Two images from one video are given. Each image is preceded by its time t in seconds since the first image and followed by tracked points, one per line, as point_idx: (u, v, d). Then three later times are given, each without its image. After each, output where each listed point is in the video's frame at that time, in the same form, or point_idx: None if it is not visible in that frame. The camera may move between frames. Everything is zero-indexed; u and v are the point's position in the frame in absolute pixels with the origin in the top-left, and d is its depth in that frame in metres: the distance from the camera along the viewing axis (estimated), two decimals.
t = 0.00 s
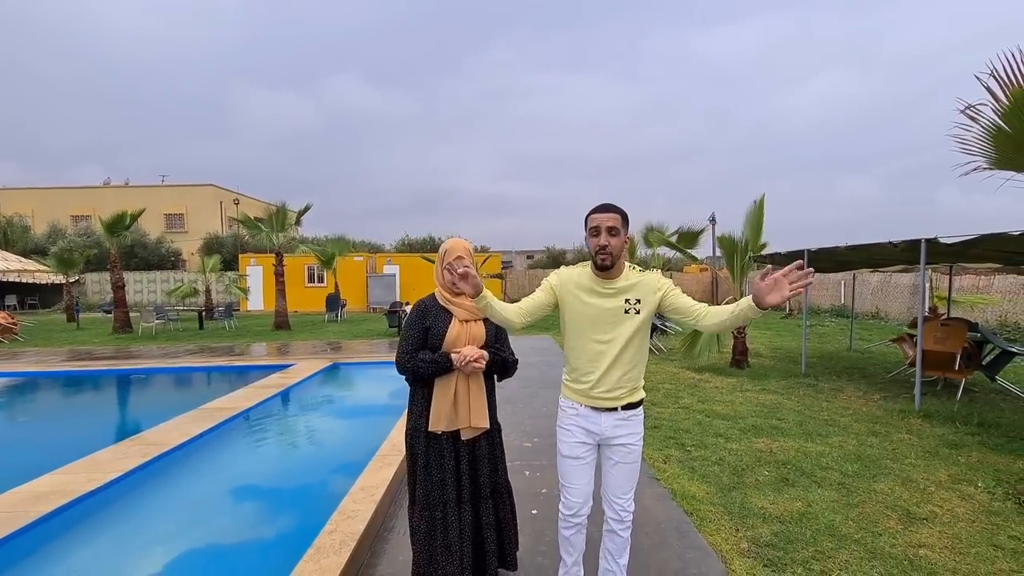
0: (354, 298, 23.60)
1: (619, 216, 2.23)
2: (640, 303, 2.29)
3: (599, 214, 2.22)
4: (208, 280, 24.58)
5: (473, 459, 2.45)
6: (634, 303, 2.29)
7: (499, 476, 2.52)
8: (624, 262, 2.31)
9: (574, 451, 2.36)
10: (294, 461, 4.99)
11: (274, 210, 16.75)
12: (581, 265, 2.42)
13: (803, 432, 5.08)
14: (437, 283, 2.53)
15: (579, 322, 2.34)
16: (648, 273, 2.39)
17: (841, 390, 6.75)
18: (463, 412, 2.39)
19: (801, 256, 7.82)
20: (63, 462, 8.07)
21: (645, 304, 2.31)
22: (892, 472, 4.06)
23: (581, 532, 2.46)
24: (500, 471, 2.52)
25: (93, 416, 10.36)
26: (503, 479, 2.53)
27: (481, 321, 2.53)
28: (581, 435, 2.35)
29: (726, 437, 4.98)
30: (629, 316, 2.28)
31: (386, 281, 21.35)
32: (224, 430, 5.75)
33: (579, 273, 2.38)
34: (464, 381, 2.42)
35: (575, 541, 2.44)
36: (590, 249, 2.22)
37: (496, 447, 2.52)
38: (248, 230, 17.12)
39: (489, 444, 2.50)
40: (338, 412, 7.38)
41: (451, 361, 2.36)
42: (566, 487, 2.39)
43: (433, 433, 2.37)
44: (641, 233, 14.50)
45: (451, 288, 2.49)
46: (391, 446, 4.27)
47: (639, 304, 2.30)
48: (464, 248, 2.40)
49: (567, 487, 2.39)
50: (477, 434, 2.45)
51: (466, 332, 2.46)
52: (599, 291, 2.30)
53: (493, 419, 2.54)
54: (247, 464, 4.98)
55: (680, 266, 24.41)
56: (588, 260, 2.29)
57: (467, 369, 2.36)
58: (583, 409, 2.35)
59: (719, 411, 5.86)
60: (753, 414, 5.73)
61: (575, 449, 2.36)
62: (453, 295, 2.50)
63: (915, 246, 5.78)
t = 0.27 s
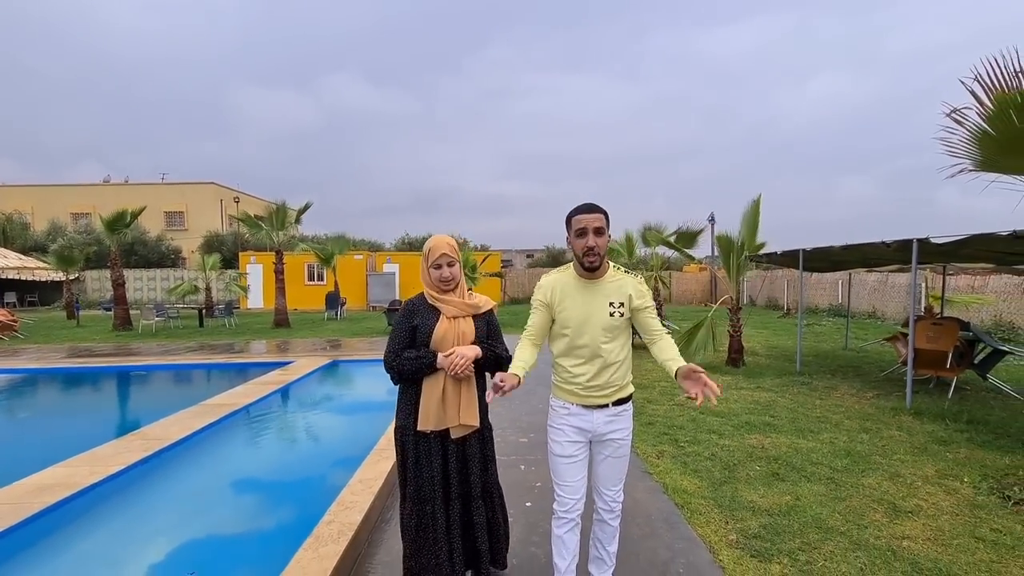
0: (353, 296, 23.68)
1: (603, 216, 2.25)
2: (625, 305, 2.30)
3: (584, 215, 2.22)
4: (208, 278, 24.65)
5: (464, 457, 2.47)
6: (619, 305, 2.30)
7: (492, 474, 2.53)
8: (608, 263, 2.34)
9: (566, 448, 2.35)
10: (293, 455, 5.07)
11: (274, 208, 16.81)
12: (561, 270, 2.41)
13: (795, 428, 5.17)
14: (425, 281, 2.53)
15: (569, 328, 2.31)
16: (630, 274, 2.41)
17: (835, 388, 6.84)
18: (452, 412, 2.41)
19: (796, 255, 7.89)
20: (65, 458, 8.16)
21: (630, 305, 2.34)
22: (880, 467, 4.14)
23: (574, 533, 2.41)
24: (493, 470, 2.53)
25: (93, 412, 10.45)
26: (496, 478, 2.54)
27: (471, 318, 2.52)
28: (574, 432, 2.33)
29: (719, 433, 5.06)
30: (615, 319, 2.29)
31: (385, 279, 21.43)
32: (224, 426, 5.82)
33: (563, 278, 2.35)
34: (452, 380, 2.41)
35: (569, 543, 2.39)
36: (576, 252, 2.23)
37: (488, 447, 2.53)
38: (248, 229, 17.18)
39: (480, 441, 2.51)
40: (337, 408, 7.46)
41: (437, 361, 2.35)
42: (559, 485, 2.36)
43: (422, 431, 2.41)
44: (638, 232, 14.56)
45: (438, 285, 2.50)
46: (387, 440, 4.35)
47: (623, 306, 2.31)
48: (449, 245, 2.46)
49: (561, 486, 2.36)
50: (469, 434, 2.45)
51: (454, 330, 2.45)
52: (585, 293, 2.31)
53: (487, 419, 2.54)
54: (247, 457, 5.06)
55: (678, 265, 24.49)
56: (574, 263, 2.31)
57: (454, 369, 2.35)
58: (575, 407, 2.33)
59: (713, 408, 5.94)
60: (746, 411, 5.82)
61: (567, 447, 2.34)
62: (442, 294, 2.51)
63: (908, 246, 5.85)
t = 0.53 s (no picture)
0: (353, 295, 23.74)
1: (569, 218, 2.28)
2: (601, 304, 2.32)
3: (551, 218, 2.26)
4: (208, 276, 24.70)
5: (452, 459, 2.39)
6: (595, 305, 2.33)
7: (480, 479, 2.42)
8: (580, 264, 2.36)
9: (551, 448, 2.38)
10: (291, 451, 5.14)
11: (274, 207, 16.86)
12: (533, 274, 2.43)
13: (788, 426, 5.24)
14: (410, 282, 2.52)
15: (548, 334, 2.34)
16: (601, 270, 2.41)
17: (829, 387, 6.90)
18: (438, 412, 2.35)
19: (792, 256, 7.96)
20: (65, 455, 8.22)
21: (606, 303, 2.35)
22: (870, 464, 4.21)
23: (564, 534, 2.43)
24: (482, 474, 2.42)
25: (93, 410, 10.50)
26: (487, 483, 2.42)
27: (456, 317, 2.49)
28: (559, 432, 2.36)
29: (713, 431, 5.12)
30: (592, 319, 2.32)
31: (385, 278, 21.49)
32: (222, 423, 5.88)
33: (536, 282, 2.38)
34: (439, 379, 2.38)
35: (559, 544, 2.40)
36: (545, 256, 2.27)
37: (478, 449, 2.42)
38: (248, 227, 17.24)
39: (469, 444, 2.42)
40: (336, 405, 7.52)
41: (421, 362, 2.34)
42: (546, 486, 2.39)
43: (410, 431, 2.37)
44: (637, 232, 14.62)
45: (423, 284, 2.48)
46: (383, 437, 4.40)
47: (599, 305, 2.34)
48: (433, 244, 2.43)
49: (547, 486, 2.39)
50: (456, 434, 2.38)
51: (439, 330, 2.44)
52: (559, 297, 2.33)
53: (477, 419, 2.45)
54: (246, 453, 5.12)
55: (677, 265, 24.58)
56: (545, 266, 2.34)
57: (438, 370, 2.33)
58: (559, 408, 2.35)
59: (707, 407, 6.01)
60: (740, 409, 5.89)
61: (553, 447, 2.37)
62: (427, 294, 2.49)
63: (900, 247, 5.92)
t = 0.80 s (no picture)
0: (354, 295, 23.83)
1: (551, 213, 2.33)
2: (583, 300, 2.40)
3: (533, 214, 2.30)
4: (209, 275, 24.77)
5: (445, 458, 2.43)
6: (578, 301, 2.41)
7: (473, 483, 2.43)
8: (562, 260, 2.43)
9: (540, 450, 2.44)
10: (294, 448, 5.22)
11: (276, 207, 16.93)
12: (517, 272, 2.50)
13: (784, 425, 5.31)
14: (409, 282, 2.59)
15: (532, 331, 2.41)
16: (584, 268, 2.49)
17: (826, 387, 6.97)
18: (432, 408, 2.38)
19: (790, 257, 8.02)
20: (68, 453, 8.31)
21: (589, 298, 2.43)
22: (863, 462, 4.28)
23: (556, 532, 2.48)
24: (474, 475, 2.43)
25: (96, 408, 10.58)
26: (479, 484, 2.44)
27: (451, 316, 2.53)
28: (547, 434, 2.42)
29: (709, 430, 5.19)
30: (575, 314, 2.39)
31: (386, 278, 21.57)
32: (225, 420, 5.95)
33: (520, 280, 2.46)
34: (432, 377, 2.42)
35: (552, 542, 2.47)
36: (527, 251, 2.32)
37: (470, 450, 2.44)
38: (250, 227, 17.33)
39: (463, 446, 2.45)
40: (338, 404, 7.59)
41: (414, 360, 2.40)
42: (537, 488, 2.45)
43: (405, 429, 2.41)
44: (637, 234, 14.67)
45: (421, 284, 2.55)
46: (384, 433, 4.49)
47: (582, 301, 2.41)
48: (431, 242, 2.50)
49: (538, 489, 2.45)
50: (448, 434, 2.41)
51: (433, 328, 2.48)
52: (542, 293, 2.41)
53: (471, 421, 2.47)
54: (250, 450, 5.20)
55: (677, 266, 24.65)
56: (527, 262, 2.40)
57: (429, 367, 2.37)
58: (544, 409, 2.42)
59: (705, 406, 6.08)
60: (737, 409, 5.96)
61: (541, 448, 2.43)
62: (425, 293, 2.56)
63: (896, 249, 5.99)
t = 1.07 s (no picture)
0: (355, 296, 23.93)
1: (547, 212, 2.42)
2: (574, 298, 2.47)
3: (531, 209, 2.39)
4: (211, 276, 24.87)
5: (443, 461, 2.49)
6: (570, 299, 2.48)
7: (470, 486, 2.50)
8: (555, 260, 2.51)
9: (530, 451, 2.51)
10: (298, 446, 5.31)
11: (277, 208, 17.01)
12: (512, 268, 2.58)
13: (779, 423, 5.39)
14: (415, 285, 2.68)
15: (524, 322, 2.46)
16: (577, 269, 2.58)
17: (822, 387, 7.05)
18: (430, 412, 2.46)
19: (787, 258, 8.10)
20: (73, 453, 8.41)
21: (580, 296, 2.51)
22: (856, 459, 4.36)
23: (550, 529, 2.57)
24: (471, 479, 2.49)
25: (99, 408, 10.69)
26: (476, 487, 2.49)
27: (453, 321, 2.59)
28: (537, 435, 2.49)
29: (705, 428, 5.27)
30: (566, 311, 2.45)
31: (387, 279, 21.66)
32: (230, 419, 6.05)
33: (514, 276, 2.52)
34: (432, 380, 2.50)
35: (546, 538, 2.55)
36: (523, 244, 2.39)
37: (468, 454, 2.51)
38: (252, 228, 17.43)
39: (461, 450, 2.52)
40: (341, 403, 7.69)
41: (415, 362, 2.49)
42: (530, 488, 2.52)
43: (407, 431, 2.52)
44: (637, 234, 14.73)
45: (427, 288, 2.63)
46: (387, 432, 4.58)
47: (573, 299, 2.49)
48: (436, 246, 2.58)
49: (530, 489, 2.52)
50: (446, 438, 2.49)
51: (433, 331, 2.55)
52: (537, 287, 2.48)
53: (469, 425, 2.54)
54: (254, 448, 5.29)
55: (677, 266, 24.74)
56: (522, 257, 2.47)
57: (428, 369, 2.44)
58: (534, 409, 2.48)
59: (702, 405, 6.17)
60: (734, 407, 6.05)
61: (531, 450, 2.50)
62: (429, 296, 2.64)
63: (891, 250, 6.07)
